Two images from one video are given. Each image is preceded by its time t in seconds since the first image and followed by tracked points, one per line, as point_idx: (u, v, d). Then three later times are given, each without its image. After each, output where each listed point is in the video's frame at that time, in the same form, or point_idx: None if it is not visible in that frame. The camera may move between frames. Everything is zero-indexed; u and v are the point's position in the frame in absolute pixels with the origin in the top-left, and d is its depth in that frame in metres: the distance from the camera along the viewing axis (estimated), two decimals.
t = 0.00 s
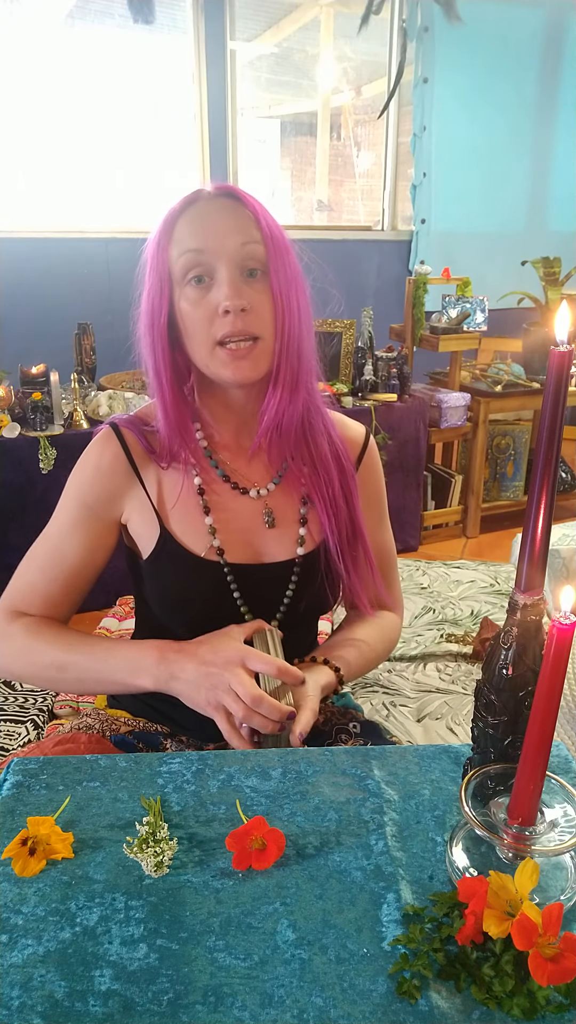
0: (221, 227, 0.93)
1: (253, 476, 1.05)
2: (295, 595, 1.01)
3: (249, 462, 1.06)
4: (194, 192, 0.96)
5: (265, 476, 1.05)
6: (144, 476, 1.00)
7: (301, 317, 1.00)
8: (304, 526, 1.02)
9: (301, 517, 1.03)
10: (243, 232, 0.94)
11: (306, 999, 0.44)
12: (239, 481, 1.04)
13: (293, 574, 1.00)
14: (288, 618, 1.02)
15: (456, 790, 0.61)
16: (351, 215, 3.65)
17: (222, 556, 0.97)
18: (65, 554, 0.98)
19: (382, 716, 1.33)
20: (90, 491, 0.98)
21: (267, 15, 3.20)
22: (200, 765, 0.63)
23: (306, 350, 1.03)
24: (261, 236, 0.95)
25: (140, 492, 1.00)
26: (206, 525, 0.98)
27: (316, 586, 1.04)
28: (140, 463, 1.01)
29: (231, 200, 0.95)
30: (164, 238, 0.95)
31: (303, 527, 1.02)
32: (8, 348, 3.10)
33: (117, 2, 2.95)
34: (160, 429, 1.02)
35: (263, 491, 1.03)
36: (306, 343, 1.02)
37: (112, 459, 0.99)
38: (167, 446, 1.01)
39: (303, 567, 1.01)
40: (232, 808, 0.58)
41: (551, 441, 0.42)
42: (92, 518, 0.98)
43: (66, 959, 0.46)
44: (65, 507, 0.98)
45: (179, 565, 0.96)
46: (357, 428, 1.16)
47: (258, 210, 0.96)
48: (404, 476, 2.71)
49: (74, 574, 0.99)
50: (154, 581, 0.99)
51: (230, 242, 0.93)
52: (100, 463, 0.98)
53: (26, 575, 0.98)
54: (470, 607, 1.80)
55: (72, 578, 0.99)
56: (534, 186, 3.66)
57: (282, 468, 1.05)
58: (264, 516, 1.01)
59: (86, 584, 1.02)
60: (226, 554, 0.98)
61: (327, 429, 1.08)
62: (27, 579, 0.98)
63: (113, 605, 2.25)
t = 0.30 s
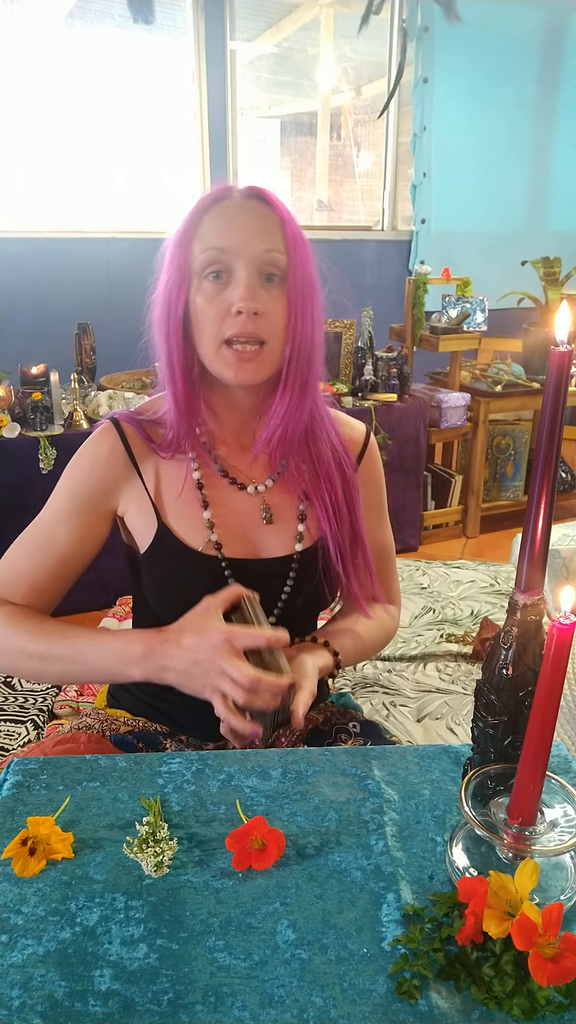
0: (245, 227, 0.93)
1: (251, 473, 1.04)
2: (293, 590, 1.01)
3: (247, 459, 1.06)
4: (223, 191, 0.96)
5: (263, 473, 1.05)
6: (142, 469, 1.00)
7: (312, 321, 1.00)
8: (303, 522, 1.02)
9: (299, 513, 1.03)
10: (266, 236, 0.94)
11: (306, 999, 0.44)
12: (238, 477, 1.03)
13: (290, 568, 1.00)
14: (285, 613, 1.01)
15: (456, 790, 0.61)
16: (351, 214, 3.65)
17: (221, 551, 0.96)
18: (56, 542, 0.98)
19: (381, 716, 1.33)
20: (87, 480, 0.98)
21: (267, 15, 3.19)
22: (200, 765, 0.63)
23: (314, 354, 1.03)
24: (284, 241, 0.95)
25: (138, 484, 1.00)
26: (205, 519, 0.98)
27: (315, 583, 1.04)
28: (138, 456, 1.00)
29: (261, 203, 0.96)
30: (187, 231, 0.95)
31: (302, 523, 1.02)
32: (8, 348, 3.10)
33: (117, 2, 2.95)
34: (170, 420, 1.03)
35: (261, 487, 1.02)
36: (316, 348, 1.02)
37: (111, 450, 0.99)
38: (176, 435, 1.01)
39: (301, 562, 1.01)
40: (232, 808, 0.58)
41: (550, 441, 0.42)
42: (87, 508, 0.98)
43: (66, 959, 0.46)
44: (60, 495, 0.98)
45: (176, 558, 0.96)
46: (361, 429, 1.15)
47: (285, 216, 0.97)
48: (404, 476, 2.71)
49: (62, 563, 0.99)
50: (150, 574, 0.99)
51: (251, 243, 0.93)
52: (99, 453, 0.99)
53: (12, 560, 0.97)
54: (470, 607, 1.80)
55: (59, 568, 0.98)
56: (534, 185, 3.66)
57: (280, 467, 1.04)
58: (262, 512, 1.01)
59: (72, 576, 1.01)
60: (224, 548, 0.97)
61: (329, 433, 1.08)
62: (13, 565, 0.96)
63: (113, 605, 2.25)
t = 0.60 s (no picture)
0: (277, 233, 0.92)
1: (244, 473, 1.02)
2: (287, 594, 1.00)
3: (241, 459, 1.02)
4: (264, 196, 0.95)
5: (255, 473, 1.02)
6: (136, 474, 0.99)
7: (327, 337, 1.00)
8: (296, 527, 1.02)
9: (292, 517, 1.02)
10: (294, 244, 0.92)
11: (306, 998, 0.44)
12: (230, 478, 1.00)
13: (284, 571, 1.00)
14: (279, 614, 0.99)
15: (456, 790, 0.61)
16: (352, 214, 3.65)
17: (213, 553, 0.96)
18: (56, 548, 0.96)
19: (381, 716, 1.33)
20: (83, 485, 0.97)
21: (267, 14, 3.19)
22: (200, 765, 0.63)
23: (330, 369, 1.03)
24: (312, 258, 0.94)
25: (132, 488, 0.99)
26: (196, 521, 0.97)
27: (307, 588, 1.04)
28: (133, 460, 0.99)
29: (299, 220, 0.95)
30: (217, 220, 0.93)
31: (295, 525, 1.02)
32: (8, 347, 3.10)
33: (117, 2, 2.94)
34: (178, 403, 1.00)
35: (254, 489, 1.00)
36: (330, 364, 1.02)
37: (107, 454, 0.98)
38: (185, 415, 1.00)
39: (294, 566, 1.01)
40: (232, 808, 0.58)
41: (549, 443, 0.42)
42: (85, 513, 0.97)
43: (66, 959, 0.46)
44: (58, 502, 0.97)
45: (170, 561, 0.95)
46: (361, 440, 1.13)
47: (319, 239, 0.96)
48: (404, 476, 2.71)
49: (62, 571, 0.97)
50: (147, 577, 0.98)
51: (276, 245, 0.91)
52: (94, 457, 0.98)
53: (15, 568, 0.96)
54: (470, 607, 1.80)
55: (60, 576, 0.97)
56: (534, 185, 3.66)
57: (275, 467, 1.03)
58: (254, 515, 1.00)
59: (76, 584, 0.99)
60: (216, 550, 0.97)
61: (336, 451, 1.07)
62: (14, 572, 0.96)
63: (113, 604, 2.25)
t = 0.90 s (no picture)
0: (277, 236, 0.91)
1: (242, 479, 1.03)
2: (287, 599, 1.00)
3: (238, 464, 1.04)
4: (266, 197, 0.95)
5: (254, 478, 1.03)
6: (134, 477, 1.00)
7: (327, 340, 1.00)
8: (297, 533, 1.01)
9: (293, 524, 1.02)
10: (295, 249, 0.92)
11: (306, 999, 0.44)
12: (228, 484, 1.01)
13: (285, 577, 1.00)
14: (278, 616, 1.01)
15: (456, 790, 0.61)
16: (352, 214, 3.65)
17: (212, 561, 0.96)
18: (51, 550, 0.97)
19: (381, 716, 1.33)
20: (79, 489, 0.97)
21: (267, 15, 3.19)
22: (200, 765, 0.63)
23: (330, 373, 1.02)
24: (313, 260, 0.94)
25: (129, 490, 1.00)
26: (196, 526, 0.98)
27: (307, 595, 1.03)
28: (131, 463, 1.00)
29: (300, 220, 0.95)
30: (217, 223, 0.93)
31: (296, 532, 1.01)
32: (8, 347, 3.10)
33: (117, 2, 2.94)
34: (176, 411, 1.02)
35: (253, 496, 1.01)
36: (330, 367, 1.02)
37: (104, 457, 0.99)
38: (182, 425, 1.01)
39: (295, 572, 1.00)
40: (232, 808, 0.58)
41: (552, 441, 0.42)
42: (81, 515, 0.98)
43: (66, 958, 0.46)
44: (54, 505, 0.98)
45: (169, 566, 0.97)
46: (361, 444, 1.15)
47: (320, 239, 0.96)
48: (404, 476, 2.71)
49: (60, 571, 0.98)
50: (146, 578, 0.99)
51: (278, 250, 0.91)
52: (91, 459, 0.99)
53: (8, 569, 0.97)
54: (470, 607, 1.80)
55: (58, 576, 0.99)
56: (534, 185, 3.66)
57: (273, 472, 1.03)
58: (254, 521, 1.00)
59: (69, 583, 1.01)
60: (215, 557, 0.97)
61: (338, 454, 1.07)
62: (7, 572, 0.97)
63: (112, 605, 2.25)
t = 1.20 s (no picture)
0: (292, 237, 0.91)
1: (249, 481, 1.03)
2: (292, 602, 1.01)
3: (246, 467, 1.03)
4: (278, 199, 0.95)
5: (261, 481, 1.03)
6: (141, 478, 1.00)
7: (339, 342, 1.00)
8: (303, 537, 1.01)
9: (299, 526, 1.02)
10: (311, 250, 0.91)
11: (306, 999, 0.44)
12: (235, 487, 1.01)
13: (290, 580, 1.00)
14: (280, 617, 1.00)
15: (456, 790, 0.61)
16: (352, 214, 3.66)
17: (218, 563, 0.97)
18: (57, 551, 0.97)
19: (381, 716, 1.33)
20: (86, 490, 0.97)
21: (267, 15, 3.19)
22: (200, 765, 0.63)
23: (342, 374, 1.03)
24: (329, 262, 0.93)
25: (135, 490, 1.00)
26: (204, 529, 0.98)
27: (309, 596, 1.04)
28: (137, 464, 1.00)
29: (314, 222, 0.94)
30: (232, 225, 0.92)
31: (301, 536, 1.01)
32: (8, 347, 3.10)
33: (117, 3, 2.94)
34: (188, 412, 1.01)
35: (258, 497, 1.01)
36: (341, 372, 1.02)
37: (110, 458, 0.99)
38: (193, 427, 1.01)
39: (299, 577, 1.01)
40: (232, 808, 0.58)
41: (552, 441, 0.42)
42: (88, 515, 0.98)
43: (66, 958, 0.46)
44: (60, 504, 0.97)
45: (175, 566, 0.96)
46: (367, 449, 1.15)
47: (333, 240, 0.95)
48: (404, 476, 2.71)
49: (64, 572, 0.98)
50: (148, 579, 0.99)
51: (294, 252, 0.90)
52: (97, 461, 0.98)
53: (14, 571, 0.96)
54: (470, 607, 1.80)
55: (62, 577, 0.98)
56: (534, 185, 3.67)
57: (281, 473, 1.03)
58: (259, 523, 1.00)
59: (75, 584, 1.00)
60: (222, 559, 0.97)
61: (346, 456, 1.08)
62: (13, 574, 0.96)
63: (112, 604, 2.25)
